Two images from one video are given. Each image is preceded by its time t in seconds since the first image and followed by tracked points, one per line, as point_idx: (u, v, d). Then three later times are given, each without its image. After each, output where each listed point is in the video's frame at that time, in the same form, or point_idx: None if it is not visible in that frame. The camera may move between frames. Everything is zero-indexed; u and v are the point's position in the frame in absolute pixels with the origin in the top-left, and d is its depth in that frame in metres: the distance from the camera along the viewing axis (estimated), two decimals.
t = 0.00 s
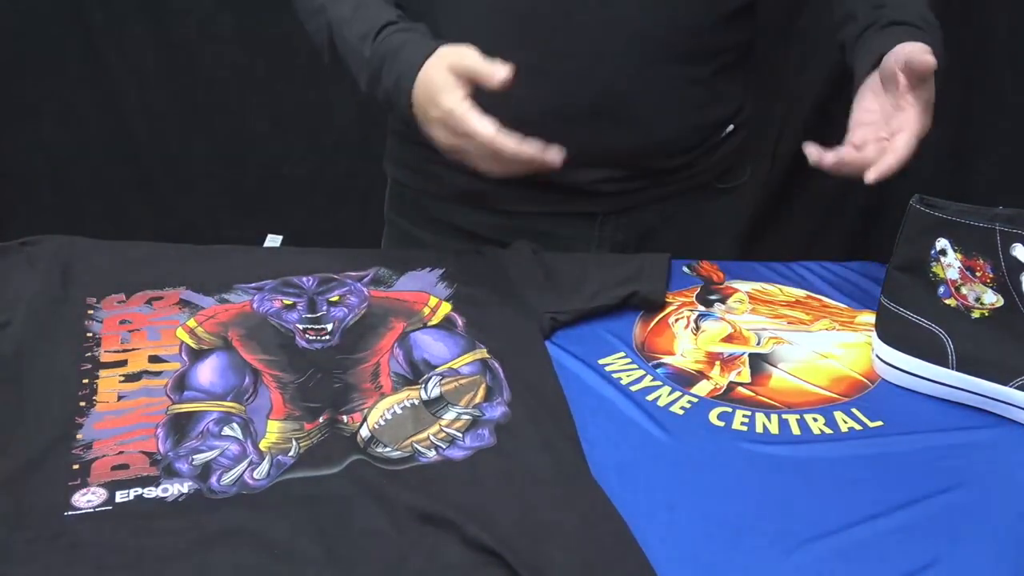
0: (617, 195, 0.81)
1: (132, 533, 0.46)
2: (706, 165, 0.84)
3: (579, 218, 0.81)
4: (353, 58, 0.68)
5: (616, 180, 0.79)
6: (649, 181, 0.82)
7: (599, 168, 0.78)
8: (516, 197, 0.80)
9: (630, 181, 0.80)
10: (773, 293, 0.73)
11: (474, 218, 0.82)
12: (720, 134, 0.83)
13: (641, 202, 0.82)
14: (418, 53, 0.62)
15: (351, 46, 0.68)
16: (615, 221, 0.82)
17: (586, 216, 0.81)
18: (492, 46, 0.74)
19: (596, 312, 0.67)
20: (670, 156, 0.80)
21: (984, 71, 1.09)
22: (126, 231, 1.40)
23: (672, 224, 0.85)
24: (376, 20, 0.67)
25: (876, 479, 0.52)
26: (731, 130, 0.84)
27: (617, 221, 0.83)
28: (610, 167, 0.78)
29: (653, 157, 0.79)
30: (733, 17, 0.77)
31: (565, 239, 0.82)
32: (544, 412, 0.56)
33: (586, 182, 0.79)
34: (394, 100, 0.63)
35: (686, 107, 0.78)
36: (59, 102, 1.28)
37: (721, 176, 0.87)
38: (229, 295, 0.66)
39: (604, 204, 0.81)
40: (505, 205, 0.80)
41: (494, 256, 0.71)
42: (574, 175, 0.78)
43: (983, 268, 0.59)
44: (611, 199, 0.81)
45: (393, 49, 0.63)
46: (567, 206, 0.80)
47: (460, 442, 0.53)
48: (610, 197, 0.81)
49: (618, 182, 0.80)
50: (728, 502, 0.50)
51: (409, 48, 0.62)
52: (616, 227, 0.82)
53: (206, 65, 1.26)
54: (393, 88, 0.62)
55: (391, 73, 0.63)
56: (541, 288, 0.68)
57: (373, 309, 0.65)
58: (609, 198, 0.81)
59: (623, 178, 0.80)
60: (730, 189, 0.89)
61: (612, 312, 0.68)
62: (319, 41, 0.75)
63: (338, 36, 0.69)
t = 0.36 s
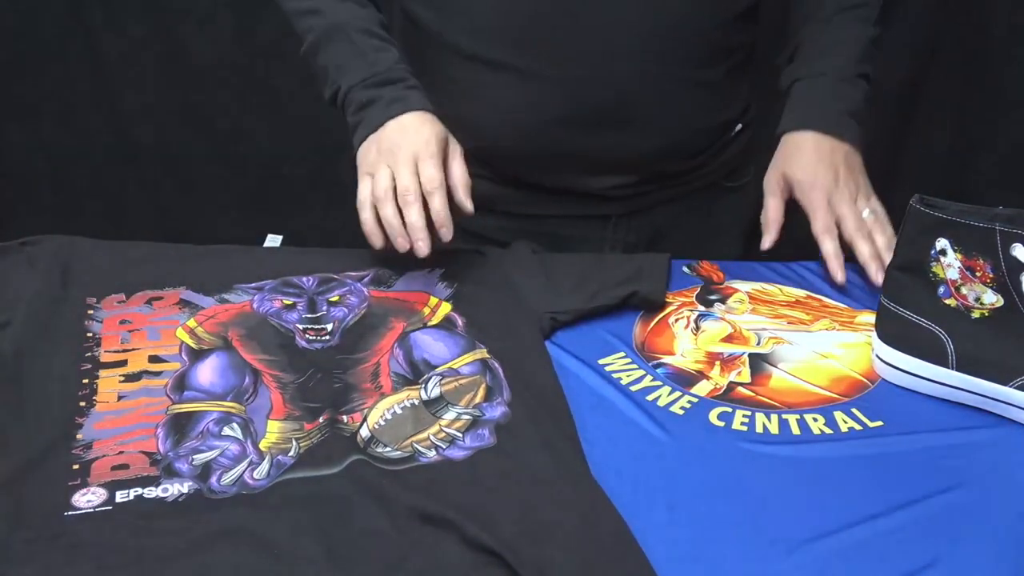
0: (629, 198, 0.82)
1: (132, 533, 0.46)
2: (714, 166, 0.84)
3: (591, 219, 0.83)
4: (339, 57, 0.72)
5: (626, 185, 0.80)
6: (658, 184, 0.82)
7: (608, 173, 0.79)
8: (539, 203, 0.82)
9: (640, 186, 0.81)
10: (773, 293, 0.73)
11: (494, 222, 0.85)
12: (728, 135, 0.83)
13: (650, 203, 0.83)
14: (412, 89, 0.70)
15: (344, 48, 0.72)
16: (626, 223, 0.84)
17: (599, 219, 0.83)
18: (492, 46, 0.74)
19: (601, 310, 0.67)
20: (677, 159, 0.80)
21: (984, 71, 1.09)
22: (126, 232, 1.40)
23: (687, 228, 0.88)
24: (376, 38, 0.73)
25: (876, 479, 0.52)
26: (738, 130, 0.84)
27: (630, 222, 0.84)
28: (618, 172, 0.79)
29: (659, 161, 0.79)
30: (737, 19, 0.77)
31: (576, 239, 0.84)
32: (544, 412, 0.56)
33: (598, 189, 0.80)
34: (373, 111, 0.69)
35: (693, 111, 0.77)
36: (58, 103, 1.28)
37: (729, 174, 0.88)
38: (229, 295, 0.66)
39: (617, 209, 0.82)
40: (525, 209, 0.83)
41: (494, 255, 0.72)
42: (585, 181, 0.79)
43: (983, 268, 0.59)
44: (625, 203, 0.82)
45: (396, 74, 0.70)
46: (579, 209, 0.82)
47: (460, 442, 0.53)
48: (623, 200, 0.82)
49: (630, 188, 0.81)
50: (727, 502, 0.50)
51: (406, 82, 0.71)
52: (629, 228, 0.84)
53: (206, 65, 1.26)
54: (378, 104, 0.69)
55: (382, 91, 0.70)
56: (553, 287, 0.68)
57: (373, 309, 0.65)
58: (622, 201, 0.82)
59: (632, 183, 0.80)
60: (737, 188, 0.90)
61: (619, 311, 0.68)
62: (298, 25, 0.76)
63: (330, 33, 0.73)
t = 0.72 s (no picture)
0: (626, 198, 0.82)
1: (131, 533, 0.46)
2: (712, 165, 0.84)
3: (589, 219, 0.83)
4: (339, 89, 0.74)
5: (624, 185, 0.80)
6: (658, 184, 0.82)
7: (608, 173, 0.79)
8: (535, 202, 0.82)
9: (638, 185, 0.81)
10: (773, 293, 0.73)
11: (491, 222, 0.85)
12: (725, 135, 0.83)
13: (649, 203, 0.83)
14: (410, 129, 0.73)
15: (344, 81, 0.74)
16: (623, 222, 0.84)
17: (596, 218, 0.83)
18: (492, 45, 0.74)
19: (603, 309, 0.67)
20: (677, 159, 0.80)
21: (984, 72, 1.09)
22: (126, 232, 1.40)
23: (685, 227, 0.88)
24: (375, 70, 0.75)
25: (876, 479, 0.52)
26: (736, 129, 0.84)
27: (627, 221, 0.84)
28: (618, 172, 0.79)
29: (656, 162, 0.79)
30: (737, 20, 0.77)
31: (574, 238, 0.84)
32: (545, 412, 0.56)
33: (594, 188, 0.80)
34: (370, 150, 0.73)
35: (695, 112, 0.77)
36: (58, 102, 1.28)
37: (728, 174, 0.88)
38: (229, 295, 0.66)
39: (612, 208, 0.82)
40: (522, 209, 0.83)
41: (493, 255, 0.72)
42: (583, 180, 0.79)
43: (983, 268, 0.59)
44: (623, 202, 0.82)
45: (395, 113, 0.73)
46: (576, 207, 0.82)
47: (460, 442, 0.53)
48: (620, 200, 0.82)
49: (627, 187, 0.81)
50: (727, 502, 0.50)
51: (405, 120, 0.73)
52: (626, 227, 0.84)
53: (206, 65, 1.26)
54: (376, 143, 0.72)
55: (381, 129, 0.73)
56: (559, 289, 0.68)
57: (373, 309, 0.65)
58: (619, 200, 0.82)
59: (629, 182, 0.80)
60: (736, 187, 0.89)
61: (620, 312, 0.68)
62: (298, 46, 0.76)
63: (329, 62, 0.74)
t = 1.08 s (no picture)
0: (622, 197, 0.81)
1: (132, 533, 0.46)
2: (710, 164, 0.84)
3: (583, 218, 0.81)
4: (349, 34, 0.64)
5: (623, 184, 0.80)
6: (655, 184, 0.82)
7: (606, 172, 0.78)
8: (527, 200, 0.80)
9: (634, 185, 0.80)
10: (773, 293, 0.73)
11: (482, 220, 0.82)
12: (722, 135, 0.83)
13: (645, 202, 0.82)
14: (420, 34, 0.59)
15: (355, 13, 0.64)
16: (619, 222, 0.82)
17: (591, 217, 0.81)
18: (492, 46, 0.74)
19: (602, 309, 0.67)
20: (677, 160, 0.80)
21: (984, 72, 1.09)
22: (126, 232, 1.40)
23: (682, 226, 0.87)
24: None
25: (876, 478, 0.52)
26: (733, 130, 0.84)
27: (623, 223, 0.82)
28: (617, 170, 0.78)
29: (655, 163, 0.79)
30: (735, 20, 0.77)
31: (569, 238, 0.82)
32: (544, 412, 0.56)
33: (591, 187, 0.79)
34: (394, 73, 0.59)
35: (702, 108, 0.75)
36: (59, 102, 1.28)
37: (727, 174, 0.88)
38: (229, 295, 0.66)
39: (608, 206, 0.81)
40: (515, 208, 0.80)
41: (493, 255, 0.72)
42: (579, 179, 0.78)
43: (983, 268, 0.59)
44: (619, 202, 0.81)
45: (398, 26, 0.61)
46: (572, 206, 0.80)
47: (460, 442, 0.53)
48: (616, 200, 0.81)
49: (624, 186, 0.80)
50: (727, 502, 0.50)
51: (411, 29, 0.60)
52: (622, 227, 0.82)
53: (205, 65, 1.26)
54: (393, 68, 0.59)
55: (386, 52, 0.60)
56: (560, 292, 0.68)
57: (373, 310, 0.65)
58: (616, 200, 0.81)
59: (628, 181, 0.80)
60: (734, 188, 0.89)
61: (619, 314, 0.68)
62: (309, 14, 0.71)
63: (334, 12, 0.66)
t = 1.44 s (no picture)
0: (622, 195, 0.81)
1: (132, 533, 0.46)
2: (710, 162, 0.84)
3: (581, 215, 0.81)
4: (448, 38, 0.63)
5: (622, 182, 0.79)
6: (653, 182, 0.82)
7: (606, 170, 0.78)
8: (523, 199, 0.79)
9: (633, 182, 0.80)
10: (773, 293, 0.73)
11: (479, 218, 0.81)
12: (721, 132, 0.83)
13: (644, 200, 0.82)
14: (536, 34, 0.60)
15: (448, 25, 0.63)
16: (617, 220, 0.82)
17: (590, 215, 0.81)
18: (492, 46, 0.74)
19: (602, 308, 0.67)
20: (676, 159, 0.80)
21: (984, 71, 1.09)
22: (127, 232, 1.40)
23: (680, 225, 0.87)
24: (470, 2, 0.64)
25: (877, 479, 0.52)
26: (732, 127, 0.84)
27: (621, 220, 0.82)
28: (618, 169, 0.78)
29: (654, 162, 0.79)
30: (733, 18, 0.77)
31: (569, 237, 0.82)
32: (544, 411, 0.56)
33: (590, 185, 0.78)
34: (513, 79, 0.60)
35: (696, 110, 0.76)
36: (59, 103, 1.28)
37: (725, 172, 0.88)
38: (229, 295, 0.66)
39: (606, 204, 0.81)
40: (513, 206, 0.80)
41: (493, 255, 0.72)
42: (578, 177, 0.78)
43: (983, 268, 0.58)
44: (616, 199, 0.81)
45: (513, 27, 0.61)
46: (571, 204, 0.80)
47: (460, 442, 0.53)
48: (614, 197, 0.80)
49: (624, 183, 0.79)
50: (728, 502, 0.50)
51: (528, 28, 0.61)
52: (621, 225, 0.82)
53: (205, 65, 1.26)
54: (514, 69, 0.60)
55: (511, 50, 0.60)
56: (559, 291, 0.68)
57: (373, 309, 0.65)
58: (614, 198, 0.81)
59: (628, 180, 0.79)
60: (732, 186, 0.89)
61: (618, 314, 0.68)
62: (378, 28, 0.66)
63: (424, 17, 0.64)
